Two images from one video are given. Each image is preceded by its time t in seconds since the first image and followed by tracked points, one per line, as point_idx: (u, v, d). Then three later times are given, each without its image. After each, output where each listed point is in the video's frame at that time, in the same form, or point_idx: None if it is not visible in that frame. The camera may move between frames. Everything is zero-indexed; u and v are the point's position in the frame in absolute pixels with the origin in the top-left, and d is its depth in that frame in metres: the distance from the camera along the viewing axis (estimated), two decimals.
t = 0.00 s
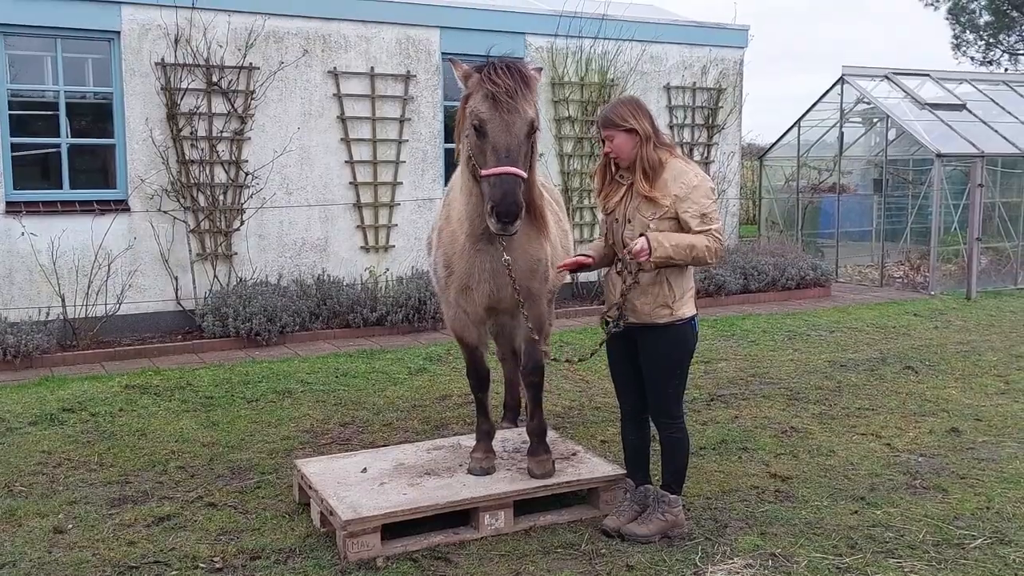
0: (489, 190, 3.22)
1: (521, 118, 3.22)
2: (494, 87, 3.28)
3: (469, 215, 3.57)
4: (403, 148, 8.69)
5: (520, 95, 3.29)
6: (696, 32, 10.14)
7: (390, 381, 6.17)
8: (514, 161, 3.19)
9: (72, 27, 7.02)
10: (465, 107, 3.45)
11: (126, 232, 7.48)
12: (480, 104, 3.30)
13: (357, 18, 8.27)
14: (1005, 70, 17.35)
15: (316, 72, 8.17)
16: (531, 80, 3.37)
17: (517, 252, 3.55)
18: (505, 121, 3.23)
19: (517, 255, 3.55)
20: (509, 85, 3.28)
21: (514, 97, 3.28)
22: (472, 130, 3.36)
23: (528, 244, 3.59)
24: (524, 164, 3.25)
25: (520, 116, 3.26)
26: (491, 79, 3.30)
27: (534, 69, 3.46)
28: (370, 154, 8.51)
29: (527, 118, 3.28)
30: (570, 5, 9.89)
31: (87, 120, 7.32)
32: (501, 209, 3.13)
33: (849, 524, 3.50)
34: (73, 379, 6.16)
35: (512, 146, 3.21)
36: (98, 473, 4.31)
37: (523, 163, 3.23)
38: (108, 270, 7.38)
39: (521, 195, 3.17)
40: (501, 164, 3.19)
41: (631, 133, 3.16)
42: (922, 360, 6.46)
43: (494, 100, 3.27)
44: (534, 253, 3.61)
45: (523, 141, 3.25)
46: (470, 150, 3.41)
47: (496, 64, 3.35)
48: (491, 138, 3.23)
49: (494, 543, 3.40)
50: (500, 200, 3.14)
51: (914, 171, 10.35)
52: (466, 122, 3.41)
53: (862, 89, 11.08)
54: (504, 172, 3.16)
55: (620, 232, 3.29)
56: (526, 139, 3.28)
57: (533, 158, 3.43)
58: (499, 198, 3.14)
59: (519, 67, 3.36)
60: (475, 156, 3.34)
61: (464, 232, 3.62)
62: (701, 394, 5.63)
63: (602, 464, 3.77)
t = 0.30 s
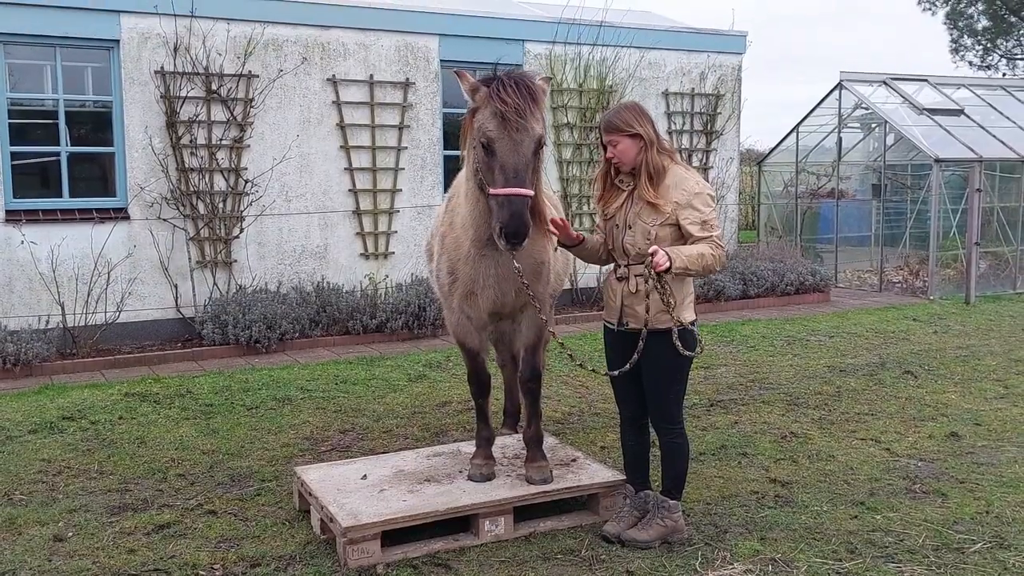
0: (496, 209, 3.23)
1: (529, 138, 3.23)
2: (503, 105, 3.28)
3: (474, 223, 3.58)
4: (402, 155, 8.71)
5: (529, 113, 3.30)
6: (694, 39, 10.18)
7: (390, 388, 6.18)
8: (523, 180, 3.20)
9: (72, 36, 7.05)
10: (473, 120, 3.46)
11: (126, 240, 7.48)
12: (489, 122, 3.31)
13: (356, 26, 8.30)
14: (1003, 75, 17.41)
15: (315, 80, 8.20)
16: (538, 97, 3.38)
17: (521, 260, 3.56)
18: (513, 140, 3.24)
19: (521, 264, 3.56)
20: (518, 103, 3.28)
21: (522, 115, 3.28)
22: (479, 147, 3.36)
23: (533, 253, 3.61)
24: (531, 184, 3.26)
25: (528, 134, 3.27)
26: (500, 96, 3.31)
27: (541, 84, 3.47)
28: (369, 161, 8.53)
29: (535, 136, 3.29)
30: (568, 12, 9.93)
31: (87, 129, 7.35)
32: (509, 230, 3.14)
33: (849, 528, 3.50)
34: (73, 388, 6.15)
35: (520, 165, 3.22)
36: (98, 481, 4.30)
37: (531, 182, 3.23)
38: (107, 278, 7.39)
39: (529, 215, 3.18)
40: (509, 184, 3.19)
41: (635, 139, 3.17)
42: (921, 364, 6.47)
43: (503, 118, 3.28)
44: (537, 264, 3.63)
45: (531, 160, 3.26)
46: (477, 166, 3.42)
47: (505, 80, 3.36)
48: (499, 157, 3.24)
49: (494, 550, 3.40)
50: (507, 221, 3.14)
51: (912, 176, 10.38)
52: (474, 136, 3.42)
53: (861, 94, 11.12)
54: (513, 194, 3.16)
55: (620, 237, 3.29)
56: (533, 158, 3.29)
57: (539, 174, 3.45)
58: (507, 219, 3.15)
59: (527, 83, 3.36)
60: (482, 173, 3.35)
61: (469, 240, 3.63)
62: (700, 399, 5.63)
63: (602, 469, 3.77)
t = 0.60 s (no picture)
0: (492, 209, 3.24)
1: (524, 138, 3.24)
2: (497, 106, 3.30)
3: (471, 226, 3.59)
4: (398, 158, 8.71)
5: (524, 113, 3.32)
6: (688, 40, 10.20)
7: (387, 391, 6.18)
8: (518, 180, 3.21)
9: (66, 40, 7.05)
10: (467, 123, 3.48)
11: (121, 245, 7.48)
12: (484, 122, 3.32)
13: (350, 28, 8.31)
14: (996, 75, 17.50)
15: (310, 83, 8.20)
16: (533, 98, 3.39)
17: (518, 262, 3.56)
18: (508, 140, 3.26)
19: (519, 265, 3.57)
20: (513, 104, 3.30)
21: (517, 115, 3.30)
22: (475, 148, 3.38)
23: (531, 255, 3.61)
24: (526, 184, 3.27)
25: (523, 134, 3.28)
26: (495, 96, 3.32)
27: (535, 85, 3.48)
28: (365, 164, 8.53)
29: (530, 136, 3.30)
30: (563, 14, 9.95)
31: (81, 133, 7.34)
32: (505, 229, 3.15)
33: (845, 527, 3.51)
34: (69, 393, 6.15)
35: (515, 165, 3.23)
36: (95, 486, 4.30)
37: (525, 182, 3.25)
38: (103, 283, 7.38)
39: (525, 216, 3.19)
40: (505, 183, 3.21)
41: (634, 140, 3.18)
42: (916, 364, 6.50)
43: (498, 119, 3.29)
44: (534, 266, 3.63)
45: (526, 161, 3.28)
46: (473, 168, 3.43)
47: (499, 82, 3.37)
48: (494, 157, 3.25)
49: (491, 551, 3.40)
50: (503, 220, 3.16)
51: (907, 176, 10.42)
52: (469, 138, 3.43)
53: (855, 95, 11.16)
54: (508, 193, 3.18)
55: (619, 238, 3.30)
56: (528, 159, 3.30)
57: (535, 176, 3.46)
58: (503, 219, 3.16)
59: (522, 84, 3.38)
60: (478, 174, 3.37)
61: (466, 243, 3.64)
62: (697, 400, 5.64)
63: (600, 471, 3.78)
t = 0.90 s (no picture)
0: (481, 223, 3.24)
1: (515, 154, 3.24)
2: (490, 120, 3.30)
3: (462, 231, 3.61)
4: (395, 159, 8.72)
5: (516, 129, 3.32)
6: (686, 43, 10.22)
7: (384, 392, 6.18)
8: (508, 195, 3.21)
9: (64, 40, 7.05)
10: (461, 136, 3.48)
11: (118, 245, 7.47)
12: (476, 136, 3.32)
13: (348, 29, 8.31)
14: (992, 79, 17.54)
15: (308, 84, 8.20)
16: (526, 113, 3.40)
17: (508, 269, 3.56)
18: (500, 155, 3.26)
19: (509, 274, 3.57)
20: (505, 119, 3.30)
21: (509, 130, 3.30)
22: (467, 161, 3.38)
23: (524, 262, 3.61)
24: (517, 199, 3.27)
25: (515, 150, 3.28)
26: (488, 111, 3.33)
27: (528, 99, 3.49)
28: (363, 165, 8.53)
29: (521, 151, 3.30)
30: (561, 16, 9.96)
31: (78, 133, 7.33)
32: (494, 244, 3.14)
33: (840, 530, 3.52)
34: (64, 393, 6.14)
35: (506, 180, 3.23)
36: (91, 486, 4.30)
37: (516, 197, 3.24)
38: (100, 283, 7.37)
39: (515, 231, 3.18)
40: (495, 199, 3.20)
41: (630, 143, 3.18)
42: (912, 367, 6.51)
43: (490, 133, 3.29)
44: (524, 276, 3.64)
45: (517, 176, 3.28)
46: (464, 181, 3.43)
47: (492, 96, 3.38)
48: (485, 171, 3.25)
49: (487, 553, 3.40)
50: (493, 235, 3.14)
51: (903, 180, 10.44)
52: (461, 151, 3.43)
53: (852, 98, 11.16)
54: (498, 208, 3.17)
55: (614, 240, 3.32)
56: (520, 174, 3.30)
57: (528, 190, 3.45)
58: (492, 233, 3.16)
59: (515, 99, 3.39)
60: (469, 187, 3.37)
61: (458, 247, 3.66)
62: (693, 402, 5.65)
63: (596, 472, 3.78)
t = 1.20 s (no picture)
0: (467, 235, 3.23)
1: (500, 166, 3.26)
2: (473, 134, 3.31)
3: (450, 239, 3.62)
4: (391, 163, 8.72)
5: (499, 142, 3.33)
6: (681, 47, 10.25)
7: (380, 396, 6.17)
8: (493, 208, 3.21)
9: (59, 45, 7.04)
10: (444, 149, 3.49)
11: (113, 250, 7.45)
12: (460, 149, 3.33)
13: (344, 33, 8.32)
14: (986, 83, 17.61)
15: (303, 89, 8.21)
16: (508, 127, 3.41)
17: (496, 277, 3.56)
18: (484, 167, 3.27)
19: (497, 283, 3.58)
20: (489, 133, 3.31)
21: (492, 144, 3.31)
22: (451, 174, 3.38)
23: (512, 271, 3.61)
24: (502, 211, 3.27)
25: (499, 163, 3.29)
26: (471, 124, 3.34)
27: (512, 113, 3.51)
28: (358, 169, 8.53)
29: (506, 164, 3.31)
30: (556, 21, 9.99)
31: (73, 138, 7.32)
32: (480, 257, 3.13)
33: (835, 534, 3.52)
34: (59, 398, 6.12)
35: (491, 193, 3.24)
36: (86, 492, 4.28)
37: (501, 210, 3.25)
38: (94, 288, 7.35)
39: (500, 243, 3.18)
40: (480, 211, 3.20)
41: (624, 148, 3.19)
42: (907, 370, 6.53)
43: (474, 146, 3.30)
44: (512, 284, 3.63)
45: (502, 188, 3.28)
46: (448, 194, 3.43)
47: (475, 110, 3.40)
48: (470, 184, 3.26)
49: (482, 558, 3.40)
50: (479, 247, 3.14)
51: (898, 183, 10.47)
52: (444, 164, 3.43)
53: (846, 102, 11.20)
54: (483, 220, 3.17)
55: (608, 244, 3.32)
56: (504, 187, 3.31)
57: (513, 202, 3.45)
58: (477, 246, 3.15)
59: (499, 113, 3.40)
60: (453, 200, 3.37)
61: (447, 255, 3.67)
62: (689, 406, 5.65)
63: (592, 477, 3.78)
